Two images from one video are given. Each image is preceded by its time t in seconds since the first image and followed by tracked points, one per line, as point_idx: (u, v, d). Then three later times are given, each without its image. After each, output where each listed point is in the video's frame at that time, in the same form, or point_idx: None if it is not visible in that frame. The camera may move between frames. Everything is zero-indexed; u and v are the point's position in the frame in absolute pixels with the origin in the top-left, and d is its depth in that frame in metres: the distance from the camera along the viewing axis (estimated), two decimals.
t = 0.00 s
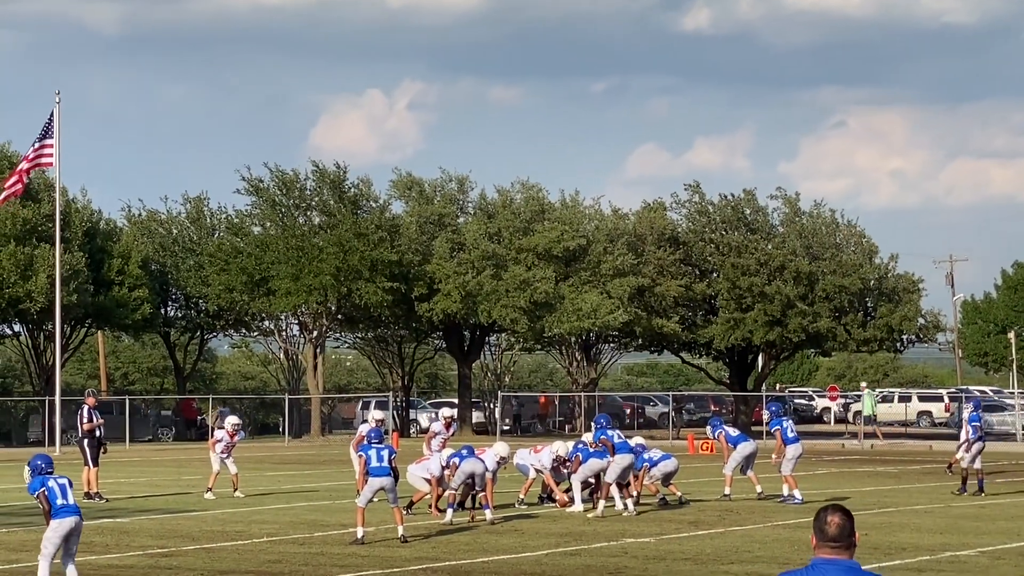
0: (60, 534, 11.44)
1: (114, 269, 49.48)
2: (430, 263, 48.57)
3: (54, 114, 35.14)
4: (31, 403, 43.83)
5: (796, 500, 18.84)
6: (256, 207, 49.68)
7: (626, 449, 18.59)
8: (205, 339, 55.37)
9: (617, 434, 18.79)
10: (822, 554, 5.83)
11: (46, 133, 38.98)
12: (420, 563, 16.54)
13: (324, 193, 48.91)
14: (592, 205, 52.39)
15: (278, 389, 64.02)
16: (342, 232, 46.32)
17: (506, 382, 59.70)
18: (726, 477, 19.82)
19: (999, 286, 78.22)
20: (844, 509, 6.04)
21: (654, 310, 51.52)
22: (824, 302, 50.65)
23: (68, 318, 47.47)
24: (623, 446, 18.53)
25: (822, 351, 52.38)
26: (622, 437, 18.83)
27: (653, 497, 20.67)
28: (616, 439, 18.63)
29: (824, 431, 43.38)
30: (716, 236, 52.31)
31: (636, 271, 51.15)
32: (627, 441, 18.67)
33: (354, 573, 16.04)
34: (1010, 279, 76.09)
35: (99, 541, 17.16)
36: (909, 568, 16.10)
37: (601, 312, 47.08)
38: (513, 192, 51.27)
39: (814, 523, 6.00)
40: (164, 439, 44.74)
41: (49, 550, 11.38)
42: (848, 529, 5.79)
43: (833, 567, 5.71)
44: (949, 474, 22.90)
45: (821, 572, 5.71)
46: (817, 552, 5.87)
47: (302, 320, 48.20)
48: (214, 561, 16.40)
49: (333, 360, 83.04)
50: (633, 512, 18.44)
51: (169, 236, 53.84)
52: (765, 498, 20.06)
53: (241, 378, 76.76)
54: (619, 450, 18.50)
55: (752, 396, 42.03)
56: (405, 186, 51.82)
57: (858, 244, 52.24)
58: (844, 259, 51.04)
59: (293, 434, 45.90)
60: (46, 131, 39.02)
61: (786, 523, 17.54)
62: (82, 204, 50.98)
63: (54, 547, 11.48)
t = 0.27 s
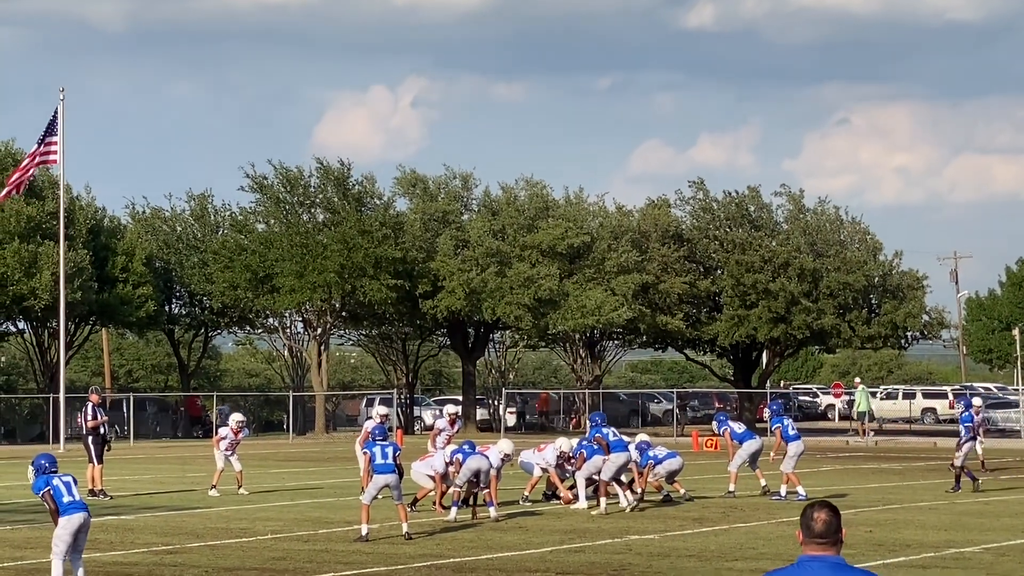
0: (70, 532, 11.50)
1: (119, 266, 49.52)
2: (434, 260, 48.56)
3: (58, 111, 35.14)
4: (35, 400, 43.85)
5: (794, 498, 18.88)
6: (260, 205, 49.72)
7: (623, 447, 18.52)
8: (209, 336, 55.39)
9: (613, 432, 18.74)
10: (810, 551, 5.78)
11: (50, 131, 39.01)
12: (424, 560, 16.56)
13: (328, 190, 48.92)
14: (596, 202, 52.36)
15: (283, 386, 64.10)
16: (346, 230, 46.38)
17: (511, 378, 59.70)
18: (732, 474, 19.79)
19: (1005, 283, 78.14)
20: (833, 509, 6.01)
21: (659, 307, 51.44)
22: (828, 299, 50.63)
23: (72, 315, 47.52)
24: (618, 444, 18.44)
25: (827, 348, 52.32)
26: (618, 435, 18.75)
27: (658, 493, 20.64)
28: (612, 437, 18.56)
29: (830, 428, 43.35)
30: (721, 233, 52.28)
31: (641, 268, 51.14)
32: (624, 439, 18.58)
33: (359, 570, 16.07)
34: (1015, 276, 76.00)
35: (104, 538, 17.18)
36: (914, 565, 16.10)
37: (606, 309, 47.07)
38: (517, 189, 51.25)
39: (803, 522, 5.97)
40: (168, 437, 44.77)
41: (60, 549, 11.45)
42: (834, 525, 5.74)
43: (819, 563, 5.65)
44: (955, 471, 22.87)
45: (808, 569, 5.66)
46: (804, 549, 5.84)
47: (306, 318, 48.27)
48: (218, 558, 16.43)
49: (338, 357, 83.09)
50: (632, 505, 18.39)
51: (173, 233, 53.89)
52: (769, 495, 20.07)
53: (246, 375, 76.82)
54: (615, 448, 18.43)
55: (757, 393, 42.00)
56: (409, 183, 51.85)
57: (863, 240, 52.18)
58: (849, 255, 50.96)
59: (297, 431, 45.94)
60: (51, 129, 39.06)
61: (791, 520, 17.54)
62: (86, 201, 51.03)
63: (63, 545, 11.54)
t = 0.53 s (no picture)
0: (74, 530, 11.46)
1: (122, 263, 49.48)
2: (437, 257, 48.54)
3: (61, 108, 35.07)
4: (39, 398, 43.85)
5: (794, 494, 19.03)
6: (264, 202, 49.70)
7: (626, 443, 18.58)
8: (213, 333, 55.36)
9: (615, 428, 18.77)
10: (797, 548, 5.83)
11: (53, 128, 38.95)
12: (427, 557, 16.57)
13: (332, 187, 48.90)
14: (600, 199, 52.37)
15: (285, 383, 64.11)
16: (350, 227, 46.33)
17: (514, 375, 59.72)
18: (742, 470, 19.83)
19: (1007, 280, 78.20)
20: (823, 508, 6.06)
21: (662, 303, 51.41)
22: (831, 296, 50.69)
23: (76, 312, 47.49)
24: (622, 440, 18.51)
25: (830, 344, 52.34)
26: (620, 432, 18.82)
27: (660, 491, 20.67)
28: (614, 433, 18.62)
29: (831, 425, 43.36)
30: (724, 230, 52.31)
31: (644, 265, 51.14)
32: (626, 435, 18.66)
33: (362, 568, 16.08)
34: (1018, 272, 76.04)
35: (108, 535, 17.18)
36: (917, 562, 16.11)
37: (609, 306, 47.07)
38: (521, 186, 51.24)
39: (793, 521, 6.02)
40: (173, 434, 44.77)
41: (64, 546, 11.42)
42: (822, 523, 5.79)
43: (805, 560, 5.70)
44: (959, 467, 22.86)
45: (794, 566, 5.71)
46: (792, 547, 5.89)
47: (310, 315, 48.31)
48: (221, 555, 16.42)
49: (341, 355, 83.11)
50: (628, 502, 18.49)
51: (177, 230, 53.83)
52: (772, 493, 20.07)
53: (248, 373, 76.85)
54: (618, 445, 18.49)
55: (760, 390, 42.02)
56: (413, 180, 51.83)
57: (866, 237, 52.21)
58: (852, 252, 50.97)
59: (301, 428, 45.92)
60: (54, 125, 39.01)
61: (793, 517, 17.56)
62: (90, 198, 51.02)
63: (68, 542, 11.51)
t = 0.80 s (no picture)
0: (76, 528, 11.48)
1: (124, 260, 49.50)
2: (440, 254, 48.56)
3: (64, 105, 35.04)
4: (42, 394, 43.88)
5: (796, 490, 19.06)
6: (266, 199, 49.67)
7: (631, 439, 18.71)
8: (216, 330, 55.36)
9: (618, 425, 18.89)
10: (787, 546, 5.88)
11: (56, 125, 38.93)
12: (430, 554, 16.57)
13: (334, 183, 48.91)
14: (602, 195, 52.32)
15: (288, 380, 64.13)
16: (352, 223, 46.29)
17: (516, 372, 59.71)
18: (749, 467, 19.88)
19: (1010, 276, 78.17)
20: (812, 503, 6.10)
21: (664, 300, 51.38)
22: (834, 292, 50.69)
23: (78, 309, 47.52)
24: (626, 436, 18.64)
25: (833, 341, 52.31)
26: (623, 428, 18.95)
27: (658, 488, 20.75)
28: (618, 429, 18.75)
29: (834, 422, 43.35)
30: (726, 227, 52.31)
31: (646, 262, 51.15)
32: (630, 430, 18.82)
33: (365, 565, 16.09)
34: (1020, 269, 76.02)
35: (110, 532, 17.19)
36: (920, 559, 16.11)
37: (612, 303, 47.08)
38: (524, 182, 51.22)
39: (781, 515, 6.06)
40: (175, 431, 44.81)
41: (67, 544, 11.43)
42: (812, 519, 5.84)
43: (796, 558, 5.73)
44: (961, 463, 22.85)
45: (784, 564, 5.74)
46: (781, 544, 5.93)
47: (313, 312, 48.31)
48: (224, 553, 16.44)
49: (344, 352, 83.14)
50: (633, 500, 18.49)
51: (179, 227, 53.82)
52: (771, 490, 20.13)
53: (251, 369, 76.89)
54: (622, 441, 18.62)
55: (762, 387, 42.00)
56: (415, 177, 51.80)
57: (869, 234, 52.16)
58: (855, 249, 50.93)
59: (304, 425, 45.95)
60: (57, 123, 39.00)
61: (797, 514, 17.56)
62: (93, 195, 51.03)
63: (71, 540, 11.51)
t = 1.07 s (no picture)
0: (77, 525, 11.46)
1: (126, 257, 49.48)
2: (441, 251, 48.62)
3: (65, 103, 34.98)
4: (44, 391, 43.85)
5: (790, 489, 19.22)
6: (267, 196, 49.62)
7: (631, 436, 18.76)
8: (217, 327, 55.34)
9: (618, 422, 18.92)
10: (781, 542, 5.88)
11: (57, 122, 38.90)
12: (432, 551, 16.59)
13: (336, 181, 48.88)
14: (603, 192, 52.28)
15: (290, 378, 64.13)
16: (354, 221, 46.27)
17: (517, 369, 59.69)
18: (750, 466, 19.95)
19: (1012, 274, 78.20)
20: (804, 499, 6.11)
21: (666, 298, 51.38)
22: (835, 290, 50.65)
23: (80, 307, 47.50)
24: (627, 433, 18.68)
25: (834, 338, 52.31)
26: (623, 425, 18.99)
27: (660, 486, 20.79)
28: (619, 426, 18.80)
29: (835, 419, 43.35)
30: (728, 224, 52.29)
31: (648, 259, 51.13)
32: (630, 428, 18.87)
33: (367, 563, 16.09)
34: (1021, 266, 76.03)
35: (112, 529, 17.19)
36: (922, 556, 16.17)
37: (613, 300, 47.03)
38: (525, 179, 51.20)
39: (773, 513, 6.07)
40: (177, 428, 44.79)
41: (70, 540, 11.42)
42: (807, 516, 5.86)
43: (789, 555, 5.73)
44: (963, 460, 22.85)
45: (778, 562, 5.73)
46: (776, 542, 5.94)
47: (314, 309, 48.29)
48: (226, 550, 16.44)
49: (345, 349, 83.11)
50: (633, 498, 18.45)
51: (181, 225, 53.78)
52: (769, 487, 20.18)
53: (253, 367, 76.89)
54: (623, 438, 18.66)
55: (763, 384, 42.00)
56: (417, 174, 51.77)
57: (870, 231, 52.15)
58: (856, 246, 50.91)
59: (305, 422, 45.93)
60: (58, 121, 38.95)
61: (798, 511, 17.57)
62: (94, 192, 50.99)
63: (74, 537, 11.51)
